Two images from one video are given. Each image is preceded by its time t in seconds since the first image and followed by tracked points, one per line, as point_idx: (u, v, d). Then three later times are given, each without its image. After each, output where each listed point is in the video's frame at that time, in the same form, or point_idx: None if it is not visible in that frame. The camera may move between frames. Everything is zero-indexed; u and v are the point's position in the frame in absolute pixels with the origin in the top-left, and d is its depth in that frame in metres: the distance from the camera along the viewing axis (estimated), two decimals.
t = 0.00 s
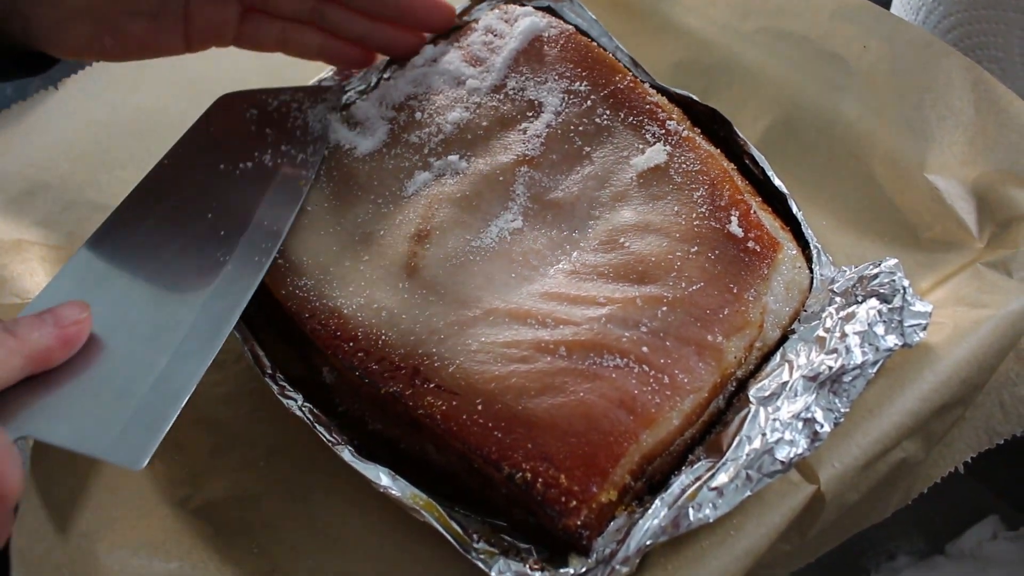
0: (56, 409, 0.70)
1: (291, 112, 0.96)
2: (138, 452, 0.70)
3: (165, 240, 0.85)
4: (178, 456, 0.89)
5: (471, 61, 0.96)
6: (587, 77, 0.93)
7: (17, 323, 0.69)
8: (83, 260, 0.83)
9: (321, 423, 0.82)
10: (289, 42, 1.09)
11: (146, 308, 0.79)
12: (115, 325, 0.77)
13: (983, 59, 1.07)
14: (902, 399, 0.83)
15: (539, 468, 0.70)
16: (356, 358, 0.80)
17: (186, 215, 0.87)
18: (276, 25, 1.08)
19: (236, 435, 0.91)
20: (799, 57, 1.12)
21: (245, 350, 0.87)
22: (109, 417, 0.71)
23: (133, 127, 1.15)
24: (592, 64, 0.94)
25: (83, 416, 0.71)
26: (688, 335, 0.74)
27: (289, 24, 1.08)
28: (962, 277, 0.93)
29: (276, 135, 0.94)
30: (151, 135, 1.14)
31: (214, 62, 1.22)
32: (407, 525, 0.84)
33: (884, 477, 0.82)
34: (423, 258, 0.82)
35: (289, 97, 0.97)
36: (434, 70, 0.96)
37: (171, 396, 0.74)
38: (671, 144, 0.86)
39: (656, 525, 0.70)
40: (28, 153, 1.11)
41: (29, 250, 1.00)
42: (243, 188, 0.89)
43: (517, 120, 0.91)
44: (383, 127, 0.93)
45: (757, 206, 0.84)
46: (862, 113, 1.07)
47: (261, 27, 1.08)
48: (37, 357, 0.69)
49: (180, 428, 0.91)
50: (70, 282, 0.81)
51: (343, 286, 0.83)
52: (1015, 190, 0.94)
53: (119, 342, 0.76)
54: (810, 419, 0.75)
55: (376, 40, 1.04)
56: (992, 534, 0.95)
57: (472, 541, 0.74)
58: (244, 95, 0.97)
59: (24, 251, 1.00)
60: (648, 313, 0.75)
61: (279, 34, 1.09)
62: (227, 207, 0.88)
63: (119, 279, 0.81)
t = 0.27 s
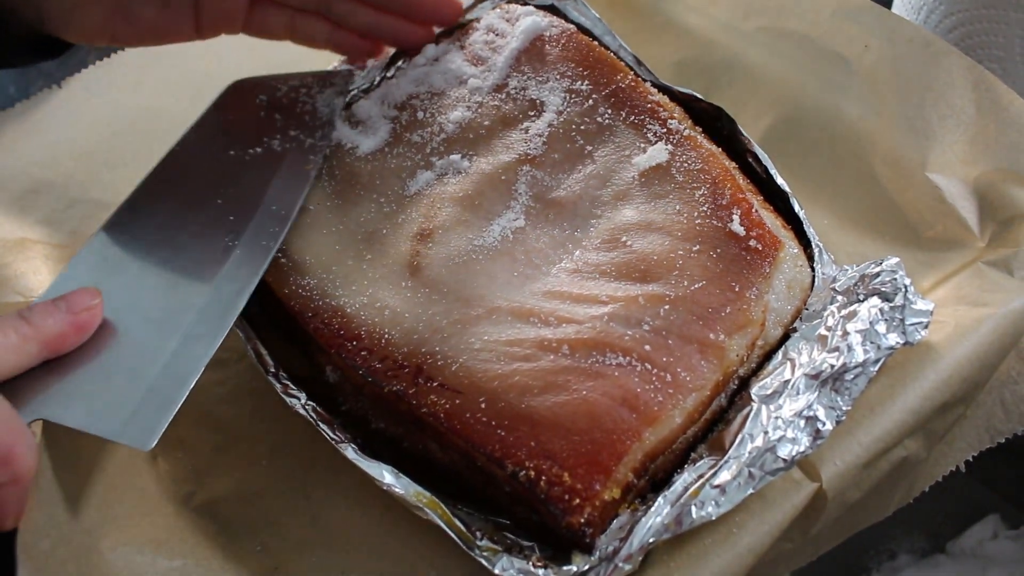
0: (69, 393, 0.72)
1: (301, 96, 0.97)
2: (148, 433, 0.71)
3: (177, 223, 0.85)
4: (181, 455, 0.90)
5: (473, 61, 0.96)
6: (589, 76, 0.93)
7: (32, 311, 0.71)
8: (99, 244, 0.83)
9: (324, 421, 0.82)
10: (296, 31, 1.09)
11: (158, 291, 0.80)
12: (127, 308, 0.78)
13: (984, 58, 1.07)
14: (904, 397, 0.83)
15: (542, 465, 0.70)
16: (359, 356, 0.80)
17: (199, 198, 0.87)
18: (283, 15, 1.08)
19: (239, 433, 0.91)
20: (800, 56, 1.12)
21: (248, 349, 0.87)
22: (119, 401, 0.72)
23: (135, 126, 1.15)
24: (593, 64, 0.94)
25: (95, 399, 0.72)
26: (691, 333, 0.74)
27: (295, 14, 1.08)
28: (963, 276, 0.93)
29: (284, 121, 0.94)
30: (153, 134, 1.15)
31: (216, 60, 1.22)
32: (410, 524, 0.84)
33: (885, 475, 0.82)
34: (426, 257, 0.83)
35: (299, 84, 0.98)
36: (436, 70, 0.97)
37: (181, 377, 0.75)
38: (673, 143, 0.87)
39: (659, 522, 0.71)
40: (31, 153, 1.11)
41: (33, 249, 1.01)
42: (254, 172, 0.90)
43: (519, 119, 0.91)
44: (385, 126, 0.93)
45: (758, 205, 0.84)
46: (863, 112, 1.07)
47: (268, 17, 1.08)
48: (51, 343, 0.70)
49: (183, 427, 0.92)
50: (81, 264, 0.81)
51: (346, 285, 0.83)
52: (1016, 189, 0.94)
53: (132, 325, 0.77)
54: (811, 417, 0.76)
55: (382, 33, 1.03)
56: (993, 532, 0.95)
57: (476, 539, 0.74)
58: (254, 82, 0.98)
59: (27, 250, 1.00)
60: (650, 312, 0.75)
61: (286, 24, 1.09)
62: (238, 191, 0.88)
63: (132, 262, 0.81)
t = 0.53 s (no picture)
0: (78, 378, 0.74)
1: (324, 91, 0.97)
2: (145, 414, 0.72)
3: (198, 214, 0.87)
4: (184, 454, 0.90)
5: (476, 60, 0.96)
6: (592, 75, 0.93)
7: (48, 299, 0.74)
8: (126, 234, 0.86)
9: (326, 420, 0.82)
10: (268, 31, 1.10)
11: (172, 279, 0.81)
12: (141, 297, 0.80)
13: (986, 58, 1.07)
14: (907, 396, 0.83)
15: (545, 464, 0.70)
16: (361, 354, 0.80)
17: (220, 190, 0.89)
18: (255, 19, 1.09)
19: (241, 432, 0.91)
20: (802, 55, 1.12)
21: (250, 348, 0.87)
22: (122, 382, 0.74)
23: (136, 124, 1.15)
24: (596, 63, 0.94)
25: (102, 383, 0.73)
26: (693, 332, 0.74)
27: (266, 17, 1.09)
28: (965, 275, 0.93)
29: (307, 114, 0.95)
30: (155, 133, 1.15)
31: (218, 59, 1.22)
32: (412, 523, 0.84)
33: (888, 474, 0.82)
34: (429, 257, 0.83)
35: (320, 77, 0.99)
36: (439, 69, 0.97)
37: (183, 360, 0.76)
38: (676, 142, 0.87)
39: (662, 521, 0.71)
40: (34, 152, 1.11)
41: (35, 248, 1.01)
42: (274, 162, 0.91)
43: (522, 118, 0.91)
44: (388, 126, 0.94)
45: (761, 204, 0.84)
46: (865, 112, 1.07)
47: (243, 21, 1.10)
48: (64, 329, 0.73)
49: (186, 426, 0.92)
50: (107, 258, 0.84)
51: (349, 284, 0.83)
52: (1018, 188, 0.94)
53: (144, 310, 0.78)
54: (814, 416, 0.76)
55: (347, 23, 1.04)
56: (995, 532, 0.95)
57: (478, 538, 0.74)
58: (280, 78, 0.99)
59: (30, 249, 1.00)
60: (653, 310, 0.75)
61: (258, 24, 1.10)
62: (256, 182, 0.89)
63: (153, 253, 0.84)
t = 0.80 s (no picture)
0: (78, 349, 0.77)
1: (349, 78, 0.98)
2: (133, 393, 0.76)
3: (207, 189, 0.89)
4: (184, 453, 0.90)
5: (476, 60, 0.96)
6: (592, 75, 0.92)
7: (56, 265, 0.75)
8: (138, 204, 0.88)
9: (325, 420, 0.82)
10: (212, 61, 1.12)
11: (174, 256, 0.84)
12: (145, 270, 0.83)
13: (986, 58, 1.07)
14: (907, 396, 0.83)
15: (544, 464, 0.70)
16: (360, 353, 0.80)
17: (230, 167, 0.91)
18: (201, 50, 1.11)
19: (241, 432, 0.91)
20: (803, 55, 1.12)
21: (250, 348, 0.87)
22: (115, 358, 0.77)
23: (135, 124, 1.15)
24: (596, 63, 0.93)
25: (97, 357, 0.77)
26: (693, 332, 0.74)
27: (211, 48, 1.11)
28: (966, 275, 0.93)
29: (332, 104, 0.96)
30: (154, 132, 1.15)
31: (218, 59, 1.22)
32: (412, 523, 0.84)
33: (888, 474, 0.82)
34: (429, 257, 0.83)
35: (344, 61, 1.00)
36: (440, 69, 0.97)
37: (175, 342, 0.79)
38: (676, 143, 0.86)
39: (661, 523, 0.70)
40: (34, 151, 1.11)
41: (36, 248, 1.01)
42: (285, 146, 0.92)
43: (522, 118, 0.91)
44: (388, 126, 0.94)
45: (762, 205, 0.84)
46: (865, 112, 1.07)
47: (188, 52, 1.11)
48: (73, 298, 0.76)
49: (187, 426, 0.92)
50: (114, 226, 0.86)
51: (348, 283, 0.83)
52: (1019, 188, 0.94)
53: (145, 288, 0.81)
54: (814, 417, 0.75)
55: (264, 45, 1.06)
56: (995, 533, 0.94)
57: (477, 539, 0.74)
58: (298, 63, 1.00)
59: (30, 249, 1.00)
60: (653, 311, 0.75)
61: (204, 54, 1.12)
62: (264, 163, 0.91)
63: (158, 225, 0.86)
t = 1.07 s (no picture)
0: (64, 327, 0.80)
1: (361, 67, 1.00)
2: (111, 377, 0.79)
3: (207, 175, 0.91)
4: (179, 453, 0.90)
5: (471, 58, 0.96)
6: (588, 72, 0.92)
7: (47, 244, 0.79)
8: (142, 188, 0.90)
9: (319, 420, 0.82)
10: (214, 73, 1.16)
11: (170, 239, 0.86)
12: (140, 252, 0.85)
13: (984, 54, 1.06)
14: (903, 394, 0.83)
15: (538, 463, 0.70)
16: (354, 352, 0.79)
17: (233, 156, 0.92)
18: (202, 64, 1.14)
19: (236, 432, 0.91)
20: (799, 53, 1.12)
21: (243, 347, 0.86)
22: (98, 341, 0.80)
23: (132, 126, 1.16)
24: (592, 60, 0.92)
25: (81, 338, 0.80)
26: (688, 331, 0.74)
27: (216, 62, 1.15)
28: (963, 272, 0.93)
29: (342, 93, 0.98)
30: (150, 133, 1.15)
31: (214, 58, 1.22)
32: (407, 522, 0.84)
33: (884, 473, 0.82)
34: (423, 255, 0.83)
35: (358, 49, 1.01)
36: (436, 67, 0.97)
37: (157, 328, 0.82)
38: (672, 140, 0.86)
39: (655, 522, 0.70)
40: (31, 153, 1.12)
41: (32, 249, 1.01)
42: (286, 137, 0.93)
43: (517, 116, 0.91)
44: (384, 124, 0.94)
45: (758, 202, 0.84)
46: (862, 109, 1.06)
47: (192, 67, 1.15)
48: (59, 275, 0.79)
49: (182, 426, 0.92)
50: (117, 206, 0.89)
51: (343, 281, 0.83)
52: (1016, 185, 0.94)
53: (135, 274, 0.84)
54: (809, 415, 0.75)
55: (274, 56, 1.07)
56: (993, 530, 0.94)
57: (472, 538, 0.74)
58: (315, 43, 1.03)
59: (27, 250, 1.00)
60: (648, 309, 0.74)
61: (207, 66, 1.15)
62: (263, 154, 0.92)
63: (157, 206, 0.88)
